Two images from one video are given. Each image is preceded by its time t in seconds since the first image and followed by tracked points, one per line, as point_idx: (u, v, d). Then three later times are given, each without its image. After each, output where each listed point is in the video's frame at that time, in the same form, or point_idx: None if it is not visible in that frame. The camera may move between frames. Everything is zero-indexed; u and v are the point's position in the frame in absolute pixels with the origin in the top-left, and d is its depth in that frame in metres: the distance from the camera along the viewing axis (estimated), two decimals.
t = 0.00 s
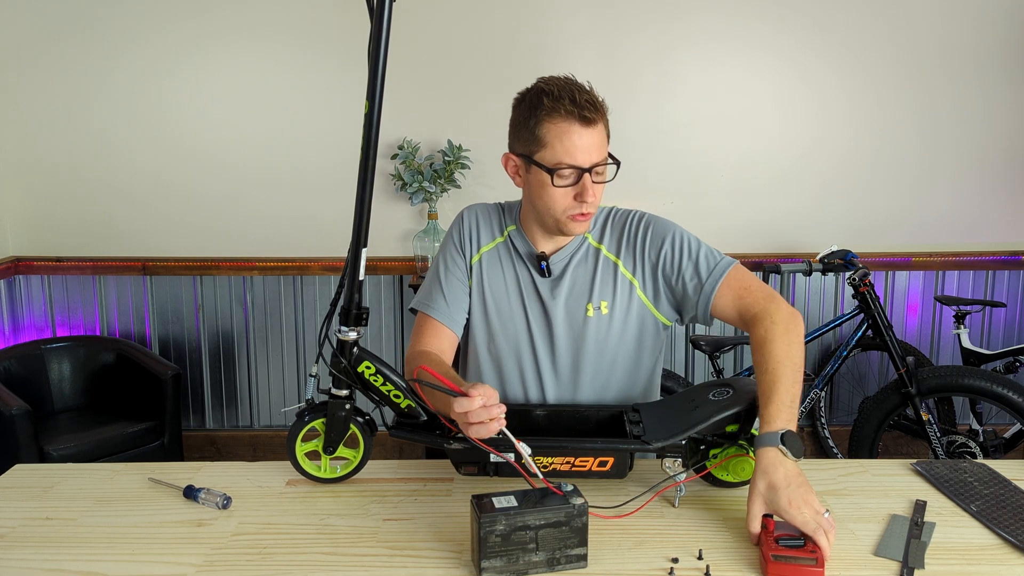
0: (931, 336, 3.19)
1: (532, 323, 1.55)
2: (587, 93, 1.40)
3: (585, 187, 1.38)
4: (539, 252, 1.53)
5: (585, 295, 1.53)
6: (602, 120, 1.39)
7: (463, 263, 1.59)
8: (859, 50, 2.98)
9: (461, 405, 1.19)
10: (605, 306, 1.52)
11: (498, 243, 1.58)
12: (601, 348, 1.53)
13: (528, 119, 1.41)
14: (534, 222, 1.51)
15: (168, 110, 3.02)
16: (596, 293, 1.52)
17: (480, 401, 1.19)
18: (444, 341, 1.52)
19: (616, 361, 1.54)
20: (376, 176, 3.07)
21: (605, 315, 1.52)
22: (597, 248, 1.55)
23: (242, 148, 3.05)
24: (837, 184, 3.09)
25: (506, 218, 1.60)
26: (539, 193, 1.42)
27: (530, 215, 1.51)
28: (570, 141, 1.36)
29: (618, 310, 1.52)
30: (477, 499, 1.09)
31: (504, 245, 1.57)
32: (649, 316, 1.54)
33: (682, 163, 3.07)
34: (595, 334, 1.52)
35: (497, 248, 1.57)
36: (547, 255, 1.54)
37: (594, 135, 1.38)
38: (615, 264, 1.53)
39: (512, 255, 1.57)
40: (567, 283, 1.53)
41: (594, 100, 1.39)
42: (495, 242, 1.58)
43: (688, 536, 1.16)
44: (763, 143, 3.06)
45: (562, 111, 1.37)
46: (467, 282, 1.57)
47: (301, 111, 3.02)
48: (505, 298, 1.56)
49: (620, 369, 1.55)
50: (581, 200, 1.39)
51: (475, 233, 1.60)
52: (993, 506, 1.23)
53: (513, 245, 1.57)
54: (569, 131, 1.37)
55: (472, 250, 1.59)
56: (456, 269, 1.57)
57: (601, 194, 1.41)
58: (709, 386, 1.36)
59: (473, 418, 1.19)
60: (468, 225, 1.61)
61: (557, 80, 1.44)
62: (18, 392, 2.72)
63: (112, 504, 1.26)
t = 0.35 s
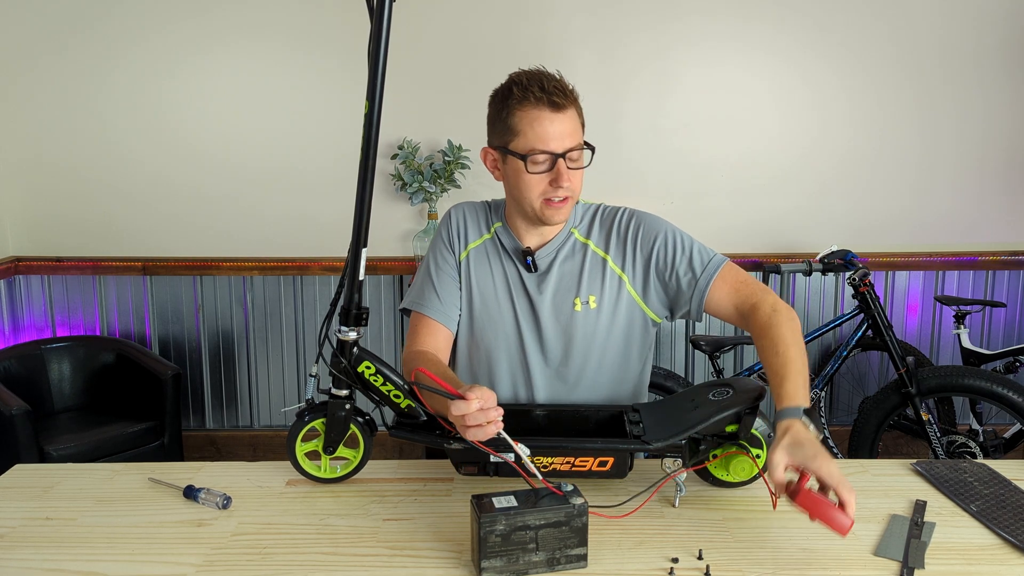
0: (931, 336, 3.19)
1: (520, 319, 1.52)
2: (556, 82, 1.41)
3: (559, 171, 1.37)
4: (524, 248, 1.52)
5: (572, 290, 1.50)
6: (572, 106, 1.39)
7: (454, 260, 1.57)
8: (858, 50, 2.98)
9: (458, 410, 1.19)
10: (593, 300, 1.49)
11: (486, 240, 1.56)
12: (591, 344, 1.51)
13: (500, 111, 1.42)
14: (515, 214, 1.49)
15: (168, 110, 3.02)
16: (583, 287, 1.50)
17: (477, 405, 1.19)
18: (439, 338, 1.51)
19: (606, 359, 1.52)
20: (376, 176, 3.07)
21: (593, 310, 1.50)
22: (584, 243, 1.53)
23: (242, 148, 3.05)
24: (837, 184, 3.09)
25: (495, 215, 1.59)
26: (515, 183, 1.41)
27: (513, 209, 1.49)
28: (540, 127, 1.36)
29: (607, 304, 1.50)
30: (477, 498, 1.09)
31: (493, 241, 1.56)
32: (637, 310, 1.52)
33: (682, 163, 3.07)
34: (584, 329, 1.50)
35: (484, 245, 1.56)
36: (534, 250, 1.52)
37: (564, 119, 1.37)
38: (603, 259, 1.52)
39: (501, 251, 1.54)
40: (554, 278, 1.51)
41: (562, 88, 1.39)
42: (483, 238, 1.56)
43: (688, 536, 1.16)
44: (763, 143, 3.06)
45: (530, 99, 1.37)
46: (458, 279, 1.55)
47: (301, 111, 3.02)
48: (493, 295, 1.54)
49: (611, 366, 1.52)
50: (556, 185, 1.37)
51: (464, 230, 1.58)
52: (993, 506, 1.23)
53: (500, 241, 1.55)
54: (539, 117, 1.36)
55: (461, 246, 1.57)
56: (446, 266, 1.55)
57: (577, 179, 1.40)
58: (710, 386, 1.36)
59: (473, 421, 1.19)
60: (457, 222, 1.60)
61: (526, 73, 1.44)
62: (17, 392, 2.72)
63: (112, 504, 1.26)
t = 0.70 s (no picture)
0: (931, 336, 3.19)
1: (510, 319, 1.52)
2: (554, 88, 1.37)
3: (550, 181, 1.35)
4: (516, 247, 1.51)
5: (563, 288, 1.50)
6: (568, 115, 1.36)
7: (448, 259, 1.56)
8: (858, 50, 2.98)
9: (457, 410, 1.19)
10: (584, 298, 1.49)
11: (479, 239, 1.55)
12: (583, 343, 1.50)
13: (497, 114, 1.39)
14: (506, 214, 1.49)
15: (168, 110, 3.02)
16: (575, 286, 1.50)
17: (477, 406, 1.19)
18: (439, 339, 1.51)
19: (599, 358, 1.51)
20: (376, 176, 3.07)
21: (586, 308, 1.49)
22: (576, 241, 1.52)
23: (241, 148, 3.05)
24: (838, 184, 3.09)
25: (488, 214, 1.58)
26: (506, 186, 1.41)
27: (506, 212, 1.48)
28: (533, 136, 1.33)
29: (598, 302, 1.50)
30: (477, 498, 1.09)
31: (485, 241, 1.55)
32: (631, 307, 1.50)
33: (682, 163, 3.07)
34: (576, 328, 1.49)
35: (477, 245, 1.55)
36: (524, 249, 1.51)
37: (558, 130, 1.34)
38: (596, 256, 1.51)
39: (494, 250, 1.54)
40: (545, 276, 1.50)
41: (560, 96, 1.36)
42: (476, 238, 1.55)
43: (688, 536, 1.16)
44: (763, 143, 3.06)
45: (524, 106, 1.34)
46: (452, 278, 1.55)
47: (301, 111, 3.02)
48: (485, 294, 1.53)
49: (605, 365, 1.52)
50: (546, 195, 1.36)
51: (457, 228, 1.58)
52: (993, 506, 1.23)
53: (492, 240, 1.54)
54: (533, 127, 1.34)
55: (454, 245, 1.56)
56: (440, 265, 1.54)
57: (568, 189, 1.38)
58: (709, 386, 1.36)
59: (472, 421, 1.19)
60: (451, 221, 1.59)
61: (526, 75, 1.40)
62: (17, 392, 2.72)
63: (112, 504, 1.26)
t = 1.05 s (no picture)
0: (931, 336, 3.19)
1: (510, 317, 1.51)
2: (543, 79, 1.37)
3: (536, 169, 1.35)
4: (515, 247, 1.50)
5: (562, 286, 1.49)
6: (557, 104, 1.35)
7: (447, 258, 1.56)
8: (859, 50, 2.98)
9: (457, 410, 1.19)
10: (583, 296, 1.48)
11: (479, 238, 1.55)
12: (582, 342, 1.50)
13: (489, 106, 1.41)
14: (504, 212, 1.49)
15: (168, 110, 3.02)
16: (573, 284, 1.49)
17: (476, 406, 1.19)
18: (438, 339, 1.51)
19: (598, 357, 1.51)
20: (376, 177, 3.07)
21: (584, 307, 1.48)
22: (574, 239, 1.52)
23: (241, 148, 3.05)
24: (838, 184, 3.09)
25: (488, 214, 1.58)
26: (499, 179, 1.41)
27: (503, 206, 1.49)
28: (519, 124, 1.34)
29: (596, 301, 1.49)
30: (477, 498, 1.09)
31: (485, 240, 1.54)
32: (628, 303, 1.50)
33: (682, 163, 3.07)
34: (575, 326, 1.49)
35: (476, 244, 1.54)
36: (524, 248, 1.51)
37: (545, 118, 1.34)
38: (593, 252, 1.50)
39: (493, 249, 1.53)
40: (545, 275, 1.50)
41: (547, 86, 1.36)
42: (476, 238, 1.55)
43: (688, 536, 1.16)
44: (763, 143, 3.06)
45: (512, 96, 1.35)
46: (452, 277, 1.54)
47: (301, 111, 3.02)
48: (485, 293, 1.53)
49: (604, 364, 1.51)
50: (532, 183, 1.36)
51: (457, 228, 1.57)
52: (993, 506, 1.23)
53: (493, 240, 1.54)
54: (520, 116, 1.34)
55: (454, 245, 1.56)
56: (439, 265, 1.54)
57: (558, 177, 1.37)
58: (710, 386, 1.36)
59: (472, 422, 1.19)
60: (450, 221, 1.58)
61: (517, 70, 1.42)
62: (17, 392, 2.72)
63: (112, 504, 1.26)
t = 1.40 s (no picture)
0: (931, 336, 3.19)
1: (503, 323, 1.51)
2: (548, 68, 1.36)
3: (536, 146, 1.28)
4: (516, 250, 1.49)
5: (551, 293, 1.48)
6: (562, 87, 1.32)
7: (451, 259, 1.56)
8: (858, 50, 2.98)
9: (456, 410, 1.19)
10: (570, 302, 1.47)
11: (482, 239, 1.54)
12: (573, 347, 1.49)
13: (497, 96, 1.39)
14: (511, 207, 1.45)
15: (168, 110, 3.02)
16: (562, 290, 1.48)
17: (477, 406, 1.19)
18: (439, 340, 1.52)
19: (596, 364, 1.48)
20: (377, 177, 3.07)
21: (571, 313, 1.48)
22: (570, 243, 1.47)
23: (241, 147, 3.05)
24: (837, 184, 3.09)
25: (494, 214, 1.57)
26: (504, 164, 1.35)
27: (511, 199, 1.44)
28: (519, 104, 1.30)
29: (585, 308, 1.47)
30: (477, 498, 1.09)
31: (488, 242, 1.53)
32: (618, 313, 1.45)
33: (682, 163, 3.07)
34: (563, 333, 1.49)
35: (480, 245, 1.53)
36: (524, 252, 1.49)
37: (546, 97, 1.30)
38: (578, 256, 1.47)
39: (495, 251, 1.52)
40: (540, 281, 1.48)
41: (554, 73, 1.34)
42: (479, 238, 1.54)
43: (688, 536, 1.16)
44: (763, 143, 3.06)
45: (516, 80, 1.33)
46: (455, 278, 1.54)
47: (301, 111, 3.02)
48: (486, 295, 1.52)
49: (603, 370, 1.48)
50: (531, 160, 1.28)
51: (462, 228, 1.57)
52: (993, 506, 1.23)
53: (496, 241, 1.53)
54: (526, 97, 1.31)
55: (458, 245, 1.56)
56: (443, 265, 1.55)
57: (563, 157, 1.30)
58: (710, 386, 1.36)
59: (472, 421, 1.19)
60: (456, 221, 1.59)
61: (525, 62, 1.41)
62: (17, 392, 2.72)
63: (112, 504, 1.26)
